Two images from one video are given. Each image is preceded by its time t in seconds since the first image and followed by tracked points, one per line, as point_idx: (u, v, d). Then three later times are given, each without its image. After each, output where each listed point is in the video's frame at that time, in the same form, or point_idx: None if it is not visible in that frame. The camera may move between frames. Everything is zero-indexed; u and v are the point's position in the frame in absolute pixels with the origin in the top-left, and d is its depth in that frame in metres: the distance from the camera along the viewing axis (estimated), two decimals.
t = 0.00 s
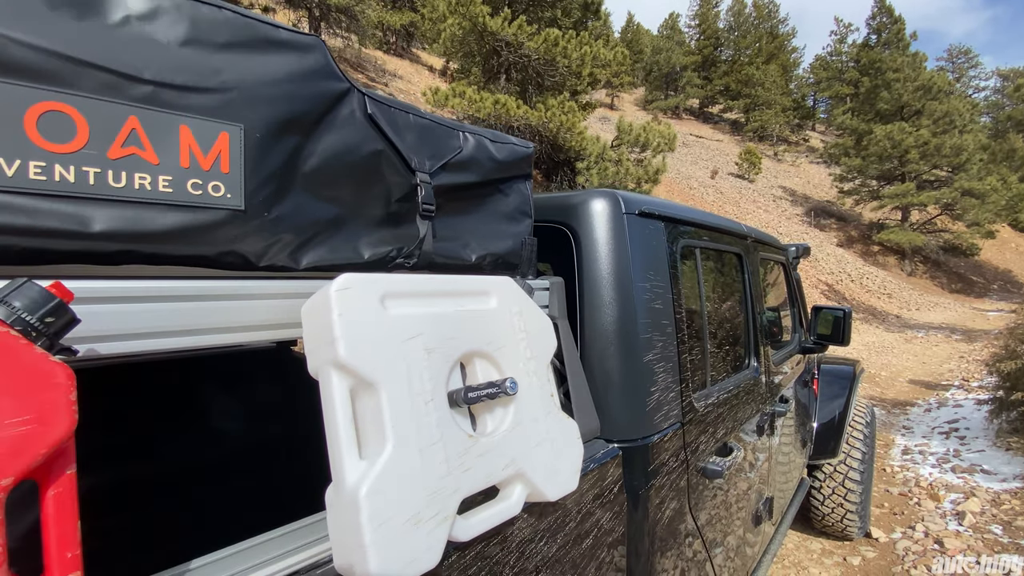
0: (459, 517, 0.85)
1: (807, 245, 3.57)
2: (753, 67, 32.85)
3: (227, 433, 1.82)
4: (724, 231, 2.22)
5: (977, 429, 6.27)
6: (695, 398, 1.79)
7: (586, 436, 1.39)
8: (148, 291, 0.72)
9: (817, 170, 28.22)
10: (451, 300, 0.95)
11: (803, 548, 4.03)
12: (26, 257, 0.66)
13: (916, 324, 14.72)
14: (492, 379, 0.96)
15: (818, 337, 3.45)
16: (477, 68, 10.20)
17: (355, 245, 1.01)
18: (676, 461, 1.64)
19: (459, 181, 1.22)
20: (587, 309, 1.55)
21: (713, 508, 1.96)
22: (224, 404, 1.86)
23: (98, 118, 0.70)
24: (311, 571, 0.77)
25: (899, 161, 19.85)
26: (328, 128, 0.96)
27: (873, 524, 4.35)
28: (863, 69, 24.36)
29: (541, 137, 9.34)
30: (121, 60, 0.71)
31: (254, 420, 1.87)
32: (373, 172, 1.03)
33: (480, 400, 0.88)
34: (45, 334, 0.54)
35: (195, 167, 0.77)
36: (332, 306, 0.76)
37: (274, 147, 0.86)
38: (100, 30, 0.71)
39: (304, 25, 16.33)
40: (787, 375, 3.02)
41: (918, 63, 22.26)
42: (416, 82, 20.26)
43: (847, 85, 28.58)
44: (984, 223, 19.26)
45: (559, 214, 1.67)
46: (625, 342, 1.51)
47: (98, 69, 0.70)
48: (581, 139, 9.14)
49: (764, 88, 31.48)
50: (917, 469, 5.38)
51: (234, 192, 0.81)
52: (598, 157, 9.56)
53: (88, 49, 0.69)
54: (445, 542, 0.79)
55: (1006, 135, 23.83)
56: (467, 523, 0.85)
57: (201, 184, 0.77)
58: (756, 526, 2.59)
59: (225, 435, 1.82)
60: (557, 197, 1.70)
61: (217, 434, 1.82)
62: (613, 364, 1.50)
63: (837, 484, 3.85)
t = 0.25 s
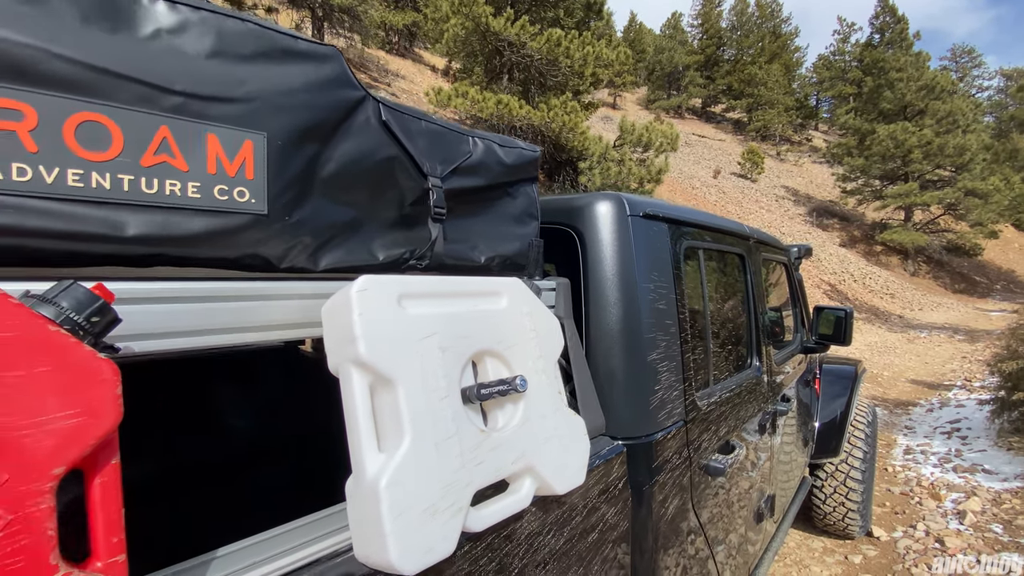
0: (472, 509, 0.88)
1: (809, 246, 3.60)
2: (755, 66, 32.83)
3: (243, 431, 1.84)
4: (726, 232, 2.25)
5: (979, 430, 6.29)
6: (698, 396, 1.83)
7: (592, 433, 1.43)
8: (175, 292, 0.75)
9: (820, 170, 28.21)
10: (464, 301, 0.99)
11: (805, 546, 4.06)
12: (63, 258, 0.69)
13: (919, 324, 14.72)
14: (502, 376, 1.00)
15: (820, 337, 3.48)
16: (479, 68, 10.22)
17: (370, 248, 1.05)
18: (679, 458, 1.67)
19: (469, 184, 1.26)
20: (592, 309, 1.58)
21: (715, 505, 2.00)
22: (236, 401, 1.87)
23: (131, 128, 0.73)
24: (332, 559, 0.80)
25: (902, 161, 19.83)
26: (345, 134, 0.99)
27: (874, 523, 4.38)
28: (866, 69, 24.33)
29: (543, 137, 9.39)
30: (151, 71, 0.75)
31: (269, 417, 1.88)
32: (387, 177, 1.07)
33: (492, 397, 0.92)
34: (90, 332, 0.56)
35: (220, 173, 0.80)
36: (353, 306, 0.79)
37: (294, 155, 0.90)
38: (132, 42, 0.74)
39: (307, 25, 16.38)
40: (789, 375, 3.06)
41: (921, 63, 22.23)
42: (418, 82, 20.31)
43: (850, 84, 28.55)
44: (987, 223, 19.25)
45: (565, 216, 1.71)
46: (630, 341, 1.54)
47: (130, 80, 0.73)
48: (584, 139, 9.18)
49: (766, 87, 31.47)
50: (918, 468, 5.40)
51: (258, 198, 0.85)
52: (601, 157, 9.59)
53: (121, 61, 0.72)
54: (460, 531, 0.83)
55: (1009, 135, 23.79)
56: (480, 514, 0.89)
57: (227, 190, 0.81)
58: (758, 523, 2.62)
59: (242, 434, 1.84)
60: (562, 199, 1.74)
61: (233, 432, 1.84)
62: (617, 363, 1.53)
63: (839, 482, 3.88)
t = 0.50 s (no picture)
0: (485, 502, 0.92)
1: (812, 247, 3.63)
2: (759, 66, 32.81)
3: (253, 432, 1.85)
4: (729, 234, 2.29)
5: (982, 430, 6.31)
6: (701, 395, 1.87)
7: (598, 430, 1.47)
8: (206, 294, 0.79)
9: (823, 170, 28.18)
10: (477, 302, 1.03)
11: (807, 545, 4.09)
12: (99, 263, 0.73)
13: (922, 324, 14.72)
14: (513, 375, 1.03)
15: (822, 337, 3.51)
16: (482, 68, 10.26)
17: (385, 251, 1.08)
18: (683, 455, 1.71)
19: (479, 189, 1.30)
20: (598, 309, 1.62)
21: (718, 503, 2.03)
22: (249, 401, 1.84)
23: (164, 138, 0.77)
24: (352, 549, 0.84)
25: (906, 161, 19.80)
26: (362, 142, 1.03)
27: (876, 522, 4.41)
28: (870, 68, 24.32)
29: (546, 137, 9.45)
30: (183, 83, 0.78)
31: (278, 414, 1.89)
32: (402, 182, 1.10)
33: (504, 395, 0.96)
34: (135, 333, 0.59)
35: (245, 180, 0.84)
36: (373, 307, 0.84)
37: (314, 162, 0.94)
38: (165, 56, 0.78)
39: (311, 25, 16.44)
40: (792, 374, 3.09)
41: (925, 63, 22.20)
42: (422, 82, 20.36)
43: (854, 84, 28.50)
44: (991, 223, 19.23)
45: (571, 219, 1.75)
46: (635, 341, 1.58)
47: (164, 93, 0.77)
48: (587, 139, 9.21)
49: (770, 87, 31.45)
50: (920, 468, 5.42)
51: (281, 204, 0.89)
52: (604, 157, 9.60)
53: (155, 74, 0.76)
54: (475, 523, 0.87)
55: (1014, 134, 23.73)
56: (493, 507, 0.93)
57: (253, 197, 0.85)
58: (760, 521, 2.65)
59: (250, 431, 1.84)
60: (568, 202, 1.78)
61: (241, 430, 1.83)
62: (622, 362, 1.57)
63: (841, 482, 3.91)
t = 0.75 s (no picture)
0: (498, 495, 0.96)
1: (815, 248, 3.66)
2: (762, 65, 32.78)
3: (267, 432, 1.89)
4: (733, 235, 2.32)
5: (984, 430, 6.33)
6: (705, 394, 1.90)
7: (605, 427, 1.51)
8: (233, 296, 0.83)
9: (827, 169, 28.14)
10: (489, 303, 1.07)
11: (809, 544, 4.12)
12: (135, 266, 0.77)
13: (926, 325, 14.71)
14: (524, 373, 1.07)
15: (825, 337, 3.54)
16: (485, 68, 10.29)
17: (400, 254, 1.12)
18: (687, 453, 1.74)
19: (489, 193, 1.34)
20: (604, 309, 1.66)
21: (721, 500, 2.06)
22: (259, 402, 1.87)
23: (196, 147, 0.81)
24: (372, 539, 0.88)
25: (910, 160, 19.77)
26: (379, 149, 1.07)
27: (878, 521, 4.43)
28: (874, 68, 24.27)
29: (549, 137, 9.50)
30: (214, 95, 0.83)
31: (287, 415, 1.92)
32: (416, 188, 1.15)
33: (515, 392, 1.00)
34: (176, 333, 0.63)
35: (270, 186, 0.88)
36: (392, 308, 0.88)
37: (334, 169, 0.98)
38: (198, 70, 0.82)
39: (315, 25, 16.50)
40: (794, 375, 3.12)
41: (929, 62, 22.17)
42: (425, 82, 20.41)
43: (858, 84, 28.45)
44: (995, 223, 19.19)
45: (578, 221, 1.78)
46: (640, 341, 1.62)
47: (197, 105, 0.81)
48: (590, 139, 9.25)
49: (773, 86, 31.40)
50: (923, 468, 5.44)
51: (304, 210, 0.93)
52: (607, 157, 9.61)
53: (189, 88, 0.80)
54: (488, 515, 0.91)
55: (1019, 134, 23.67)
56: (506, 499, 0.97)
57: (278, 202, 0.89)
58: (762, 519, 2.69)
59: (264, 430, 1.88)
60: (575, 205, 1.82)
61: (255, 428, 1.87)
62: (627, 362, 1.61)
63: (843, 481, 3.94)
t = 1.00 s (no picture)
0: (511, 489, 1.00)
1: (818, 249, 3.69)
2: (766, 64, 32.74)
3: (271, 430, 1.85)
4: (736, 237, 2.36)
5: (988, 430, 6.34)
6: (709, 394, 1.94)
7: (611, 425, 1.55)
8: (262, 297, 0.87)
9: (831, 169, 28.09)
10: (501, 304, 1.11)
11: (812, 543, 4.15)
12: (170, 270, 0.81)
13: (930, 325, 14.70)
14: (534, 372, 1.11)
15: (828, 337, 3.57)
16: (489, 68, 10.33)
17: (415, 257, 1.17)
18: (691, 451, 1.78)
19: (499, 197, 1.38)
20: (610, 310, 1.70)
21: (724, 498, 2.10)
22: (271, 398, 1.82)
23: (226, 157, 0.85)
24: (391, 529, 0.93)
25: (914, 160, 19.74)
26: (396, 156, 1.11)
27: (880, 521, 4.46)
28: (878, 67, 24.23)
29: (553, 137, 9.56)
30: (242, 107, 0.87)
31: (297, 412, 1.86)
32: (430, 193, 1.19)
33: (527, 391, 1.04)
34: (213, 333, 0.67)
35: (295, 195, 0.92)
36: (411, 310, 0.92)
37: (353, 177, 1.02)
38: (229, 84, 0.86)
39: (319, 26, 16.55)
40: (797, 374, 3.16)
41: (934, 61, 22.12)
42: (428, 82, 20.46)
43: (862, 83, 28.39)
44: (1000, 223, 19.15)
45: (585, 224, 1.82)
46: (645, 341, 1.65)
47: (228, 116, 0.85)
48: (593, 139, 9.30)
49: (777, 86, 31.36)
50: (926, 468, 5.46)
51: (326, 215, 0.97)
52: (610, 157, 9.63)
53: (220, 101, 0.84)
54: (502, 508, 0.95)
55: None
56: (518, 493, 1.01)
57: (302, 209, 0.93)
58: (765, 517, 2.72)
59: (269, 428, 1.81)
60: (582, 207, 1.85)
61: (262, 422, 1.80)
62: (633, 361, 1.65)
63: (845, 480, 3.98)
